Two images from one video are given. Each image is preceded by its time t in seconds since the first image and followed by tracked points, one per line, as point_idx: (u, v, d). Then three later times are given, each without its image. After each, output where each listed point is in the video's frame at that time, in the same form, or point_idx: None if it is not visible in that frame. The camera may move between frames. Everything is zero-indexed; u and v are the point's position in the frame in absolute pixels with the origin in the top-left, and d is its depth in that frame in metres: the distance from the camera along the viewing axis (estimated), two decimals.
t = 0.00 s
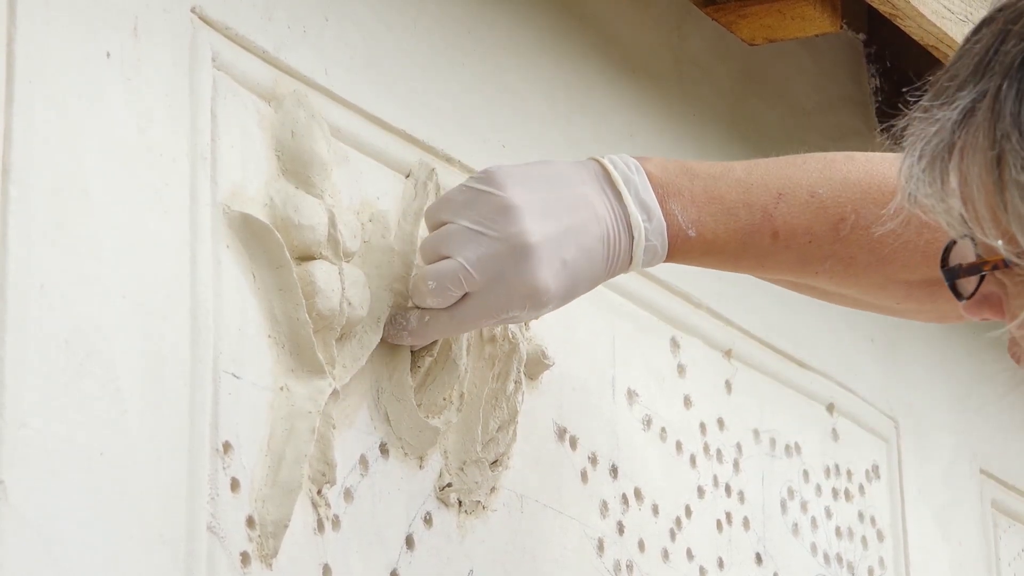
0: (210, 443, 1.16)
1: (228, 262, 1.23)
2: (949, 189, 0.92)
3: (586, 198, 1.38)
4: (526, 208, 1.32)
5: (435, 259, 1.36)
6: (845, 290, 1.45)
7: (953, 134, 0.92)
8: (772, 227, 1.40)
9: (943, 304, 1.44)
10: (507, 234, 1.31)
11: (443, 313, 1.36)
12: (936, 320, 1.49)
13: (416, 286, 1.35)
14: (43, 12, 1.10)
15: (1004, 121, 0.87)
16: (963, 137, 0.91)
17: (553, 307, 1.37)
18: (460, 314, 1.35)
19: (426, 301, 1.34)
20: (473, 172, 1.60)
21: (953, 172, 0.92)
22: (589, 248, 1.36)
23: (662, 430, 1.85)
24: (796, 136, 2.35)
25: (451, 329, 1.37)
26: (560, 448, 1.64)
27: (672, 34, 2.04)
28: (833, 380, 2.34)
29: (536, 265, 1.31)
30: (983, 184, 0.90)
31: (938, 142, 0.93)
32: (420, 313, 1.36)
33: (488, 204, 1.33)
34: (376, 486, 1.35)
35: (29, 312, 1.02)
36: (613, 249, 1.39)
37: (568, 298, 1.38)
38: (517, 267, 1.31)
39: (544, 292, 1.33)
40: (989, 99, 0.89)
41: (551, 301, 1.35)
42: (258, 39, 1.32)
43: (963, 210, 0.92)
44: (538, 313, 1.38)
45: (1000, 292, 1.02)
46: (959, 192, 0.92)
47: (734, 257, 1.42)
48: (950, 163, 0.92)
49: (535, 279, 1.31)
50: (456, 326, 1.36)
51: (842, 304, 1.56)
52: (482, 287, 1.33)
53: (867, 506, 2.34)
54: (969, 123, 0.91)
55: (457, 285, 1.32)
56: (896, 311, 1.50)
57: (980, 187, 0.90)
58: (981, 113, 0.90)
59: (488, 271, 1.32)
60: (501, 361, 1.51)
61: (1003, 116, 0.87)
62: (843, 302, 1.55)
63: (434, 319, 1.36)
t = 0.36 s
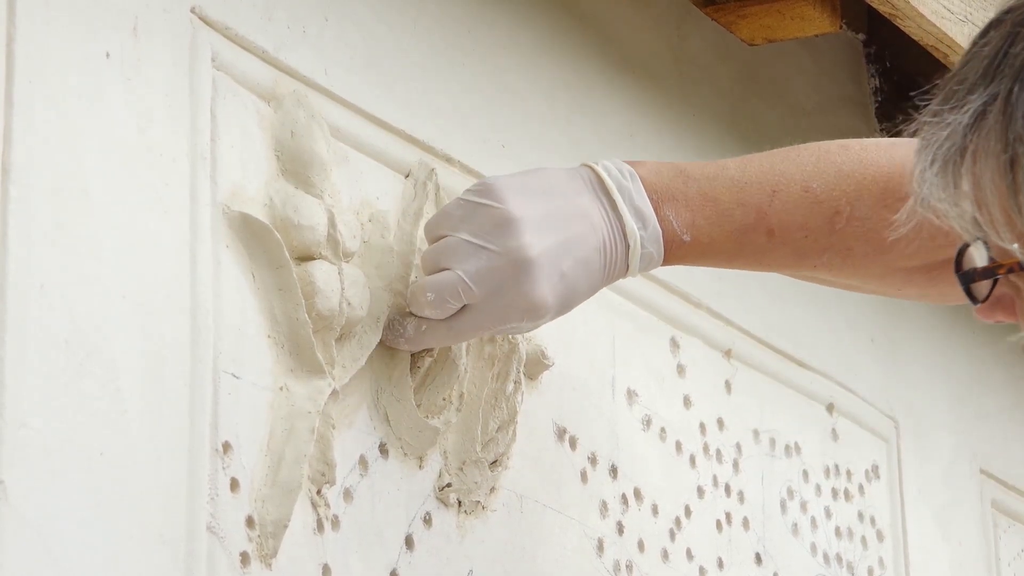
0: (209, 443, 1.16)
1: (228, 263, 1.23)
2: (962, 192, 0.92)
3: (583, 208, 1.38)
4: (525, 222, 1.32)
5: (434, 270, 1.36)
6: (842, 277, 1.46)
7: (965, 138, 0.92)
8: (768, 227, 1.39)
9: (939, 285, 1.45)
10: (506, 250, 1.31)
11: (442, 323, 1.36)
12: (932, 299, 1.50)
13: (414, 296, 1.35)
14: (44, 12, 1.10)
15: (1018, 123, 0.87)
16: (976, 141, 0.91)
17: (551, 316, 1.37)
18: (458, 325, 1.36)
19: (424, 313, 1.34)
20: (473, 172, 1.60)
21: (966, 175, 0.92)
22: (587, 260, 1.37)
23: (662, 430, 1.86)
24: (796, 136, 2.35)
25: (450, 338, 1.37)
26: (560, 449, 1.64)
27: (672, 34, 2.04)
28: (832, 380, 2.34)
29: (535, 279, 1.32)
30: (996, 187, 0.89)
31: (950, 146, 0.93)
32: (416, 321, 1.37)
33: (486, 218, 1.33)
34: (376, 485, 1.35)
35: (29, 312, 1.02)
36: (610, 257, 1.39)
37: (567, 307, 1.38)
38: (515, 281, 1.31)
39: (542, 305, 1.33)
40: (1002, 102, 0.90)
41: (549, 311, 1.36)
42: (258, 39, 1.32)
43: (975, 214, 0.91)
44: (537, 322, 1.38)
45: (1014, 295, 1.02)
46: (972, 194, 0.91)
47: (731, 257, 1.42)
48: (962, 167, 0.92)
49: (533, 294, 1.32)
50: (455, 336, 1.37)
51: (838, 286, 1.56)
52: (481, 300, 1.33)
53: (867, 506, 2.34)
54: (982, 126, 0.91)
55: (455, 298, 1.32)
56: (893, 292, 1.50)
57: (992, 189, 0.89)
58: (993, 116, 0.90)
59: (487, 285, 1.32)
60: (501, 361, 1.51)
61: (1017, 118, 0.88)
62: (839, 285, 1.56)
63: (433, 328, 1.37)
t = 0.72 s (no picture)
0: (210, 443, 1.16)
1: (228, 261, 1.22)
2: (958, 198, 0.92)
3: (580, 200, 1.37)
4: (519, 216, 1.32)
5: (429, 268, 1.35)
6: (839, 275, 1.45)
7: (961, 144, 0.92)
8: (768, 220, 1.39)
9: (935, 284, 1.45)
10: (502, 246, 1.31)
11: (441, 321, 1.36)
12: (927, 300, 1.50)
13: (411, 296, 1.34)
14: (44, 11, 1.10)
15: (1013, 128, 0.86)
16: (971, 146, 0.91)
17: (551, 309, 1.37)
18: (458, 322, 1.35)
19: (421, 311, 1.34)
20: (473, 171, 1.60)
21: (963, 181, 0.91)
22: (585, 252, 1.37)
23: (662, 429, 1.85)
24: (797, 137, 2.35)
25: (449, 336, 1.37)
26: (560, 448, 1.64)
27: (672, 33, 2.04)
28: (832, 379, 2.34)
29: (533, 273, 1.31)
30: (993, 192, 0.89)
31: (946, 152, 0.93)
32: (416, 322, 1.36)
33: (481, 213, 1.32)
34: (376, 485, 1.35)
35: (30, 312, 1.02)
36: (609, 247, 1.39)
37: (567, 298, 1.38)
38: (513, 276, 1.31)
39: (541, 297, 1.33)
40: (997, 107, 0.89)
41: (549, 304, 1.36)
42: (258, 39, 1.32)
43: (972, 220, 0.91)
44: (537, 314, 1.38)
45: (1011, 298, 1.00)
46: (969, 200, 0.91)
47: (730, 249, 1.41)
48: (958, 172, 0.92)
49: (531, 287, 1.32)
50: (454, 332, 1.36)
51: (833, 285, 1.56)
52: (479, 296, 1.33)
53: (867, 506, 2.34)
54: (977, 132, 0.91)
55: (453, 295, 1.32)
56: (888, 291, 1.50)
57: (989, 195, 0.89)
58: (989, 122, 0.90)
59: (485, 281, 1.32)
60: (501, 361, 1.51)
61: (1012, 123, 0.87)
62: (834, 284, 1.56)
63: (432, 326, 1.36)
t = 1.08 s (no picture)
0: (210, 443, 1.16)
1: (228, 262, 1.22)
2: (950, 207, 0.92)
3: (579, 221, 1.37)
4: (524, 246, 1.32)
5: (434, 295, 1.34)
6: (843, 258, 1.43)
7: (952, 152, 0.92)
8: (757, 218, 1.37)
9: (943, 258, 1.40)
10: (507, 278, 1.31)
11: (445, 347, 1.36)
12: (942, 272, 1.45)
13: (414, 321, 1.33)
14: (44, 11, 1.10)
15: (1004, 137, 0.86)
16: (962, 155, 0.91)
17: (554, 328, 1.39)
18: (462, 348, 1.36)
19: (425, 339, 1.34)
20: (473, 171, 1.60)
21: (955, 189, 0.91)
22: (586, 272, 1.38)
23: (662, 430, 1.85)
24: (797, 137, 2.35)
25: (452, 360, 1.37)
26: (560, 448, 1.64)
27: (672, 34, 2.04)
28: (832, 380, 2.34)
29: (539, 303, 1.32)
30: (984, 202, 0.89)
31: (937, 161, 0.93)
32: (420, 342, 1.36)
33: (485, 243, 1.32)
34: (376, 485, 1.35)
35: (30, 312, 1.02)
36: (608, 264, 1.40)
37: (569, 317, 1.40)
38: (519, 306, 1.32)
39: (546, 327, 1.35)
40: (987, 115, 0.89)
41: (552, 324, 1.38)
42: (258, 39, 1.32)
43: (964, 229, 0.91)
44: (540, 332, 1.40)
45: (1006, 308, 0.99)
46: (961, 209, 0.91)
47: (723, 248, 1.41)
48: (950, 182, 0.92)
49: (538, 318, 1.33)
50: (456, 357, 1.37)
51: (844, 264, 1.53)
52: (484, 325, 1.33)
53: (867, 506, 2.34)
54: (968, 140, 0.91)
55: (459, 326, 1.32)
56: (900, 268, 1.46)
57: (981, 204, 0.89)
58: (979, 130, 0.90)
59: (491, 310, 1.32)
60: (501, 361, 1.51)
61: (1002, 132, 0.87)
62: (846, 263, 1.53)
63: (435, 351, 1.36)
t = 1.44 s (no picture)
0: (210, 443, 1.16)
1: (228, 262, 1.22)
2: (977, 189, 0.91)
3: (578, 227, 1.37)
4: (523, 259, 1.32)
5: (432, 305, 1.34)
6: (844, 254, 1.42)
7: (981, 133, 0.90)
8: (760, 217, 1.36)
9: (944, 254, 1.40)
10: (503, 293, 1.31)
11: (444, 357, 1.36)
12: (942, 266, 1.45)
13: (412, 333, 1.34)
14: (44, 11, 1.10)
15: None
16: (990, 135, 0.89)
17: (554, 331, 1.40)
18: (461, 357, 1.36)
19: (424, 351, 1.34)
20: (472, 171, 1.60)
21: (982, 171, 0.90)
22: (584, 277, 1.38)
23: (662, 430, 1.85)
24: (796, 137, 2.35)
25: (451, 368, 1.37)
26: (560, 449, 1.64)
27: (672, 34, 2.04)
28: (832, 380, 2.34)
29: (537, 315, 1.33)
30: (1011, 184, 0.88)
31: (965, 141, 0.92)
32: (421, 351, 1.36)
33: (485, 255, 1.32)
34: (376, 486, 1.35)
35: (30, 313, 1.02)
36: (608, 266, 1.41)
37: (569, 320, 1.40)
38: (519, 319, 1.32)
39: (544, 337, 1.35)
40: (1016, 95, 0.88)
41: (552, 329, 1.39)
42: (258, 39, 1.32)
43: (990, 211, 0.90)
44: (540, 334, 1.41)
45: None
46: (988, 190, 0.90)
47: (725, 245, 1.40)
48: (978, 162, 0.91)
49: (538, 329, 1.34)
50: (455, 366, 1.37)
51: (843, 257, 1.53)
52: (483, 337, 1.34)
53: (867, 506, 2.34)
54: (997, 121, 0.89)
55: (456, 339, 1.32)
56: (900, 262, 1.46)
57: (1008, 186, 0.88)
58: (1008, 110, 0.88)
59: (489, 324, 1.33)
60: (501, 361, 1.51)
61: None
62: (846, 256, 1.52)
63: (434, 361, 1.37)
